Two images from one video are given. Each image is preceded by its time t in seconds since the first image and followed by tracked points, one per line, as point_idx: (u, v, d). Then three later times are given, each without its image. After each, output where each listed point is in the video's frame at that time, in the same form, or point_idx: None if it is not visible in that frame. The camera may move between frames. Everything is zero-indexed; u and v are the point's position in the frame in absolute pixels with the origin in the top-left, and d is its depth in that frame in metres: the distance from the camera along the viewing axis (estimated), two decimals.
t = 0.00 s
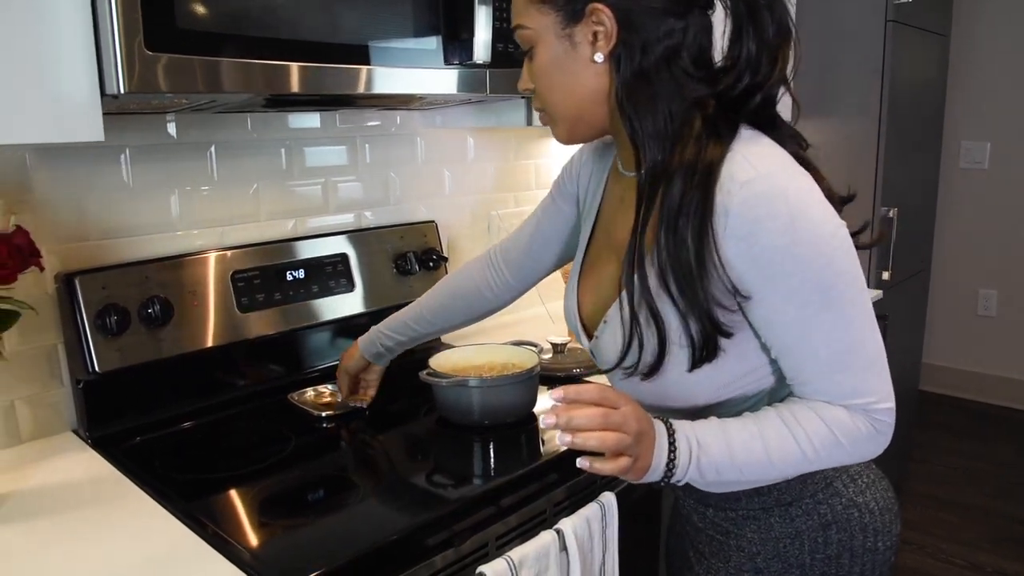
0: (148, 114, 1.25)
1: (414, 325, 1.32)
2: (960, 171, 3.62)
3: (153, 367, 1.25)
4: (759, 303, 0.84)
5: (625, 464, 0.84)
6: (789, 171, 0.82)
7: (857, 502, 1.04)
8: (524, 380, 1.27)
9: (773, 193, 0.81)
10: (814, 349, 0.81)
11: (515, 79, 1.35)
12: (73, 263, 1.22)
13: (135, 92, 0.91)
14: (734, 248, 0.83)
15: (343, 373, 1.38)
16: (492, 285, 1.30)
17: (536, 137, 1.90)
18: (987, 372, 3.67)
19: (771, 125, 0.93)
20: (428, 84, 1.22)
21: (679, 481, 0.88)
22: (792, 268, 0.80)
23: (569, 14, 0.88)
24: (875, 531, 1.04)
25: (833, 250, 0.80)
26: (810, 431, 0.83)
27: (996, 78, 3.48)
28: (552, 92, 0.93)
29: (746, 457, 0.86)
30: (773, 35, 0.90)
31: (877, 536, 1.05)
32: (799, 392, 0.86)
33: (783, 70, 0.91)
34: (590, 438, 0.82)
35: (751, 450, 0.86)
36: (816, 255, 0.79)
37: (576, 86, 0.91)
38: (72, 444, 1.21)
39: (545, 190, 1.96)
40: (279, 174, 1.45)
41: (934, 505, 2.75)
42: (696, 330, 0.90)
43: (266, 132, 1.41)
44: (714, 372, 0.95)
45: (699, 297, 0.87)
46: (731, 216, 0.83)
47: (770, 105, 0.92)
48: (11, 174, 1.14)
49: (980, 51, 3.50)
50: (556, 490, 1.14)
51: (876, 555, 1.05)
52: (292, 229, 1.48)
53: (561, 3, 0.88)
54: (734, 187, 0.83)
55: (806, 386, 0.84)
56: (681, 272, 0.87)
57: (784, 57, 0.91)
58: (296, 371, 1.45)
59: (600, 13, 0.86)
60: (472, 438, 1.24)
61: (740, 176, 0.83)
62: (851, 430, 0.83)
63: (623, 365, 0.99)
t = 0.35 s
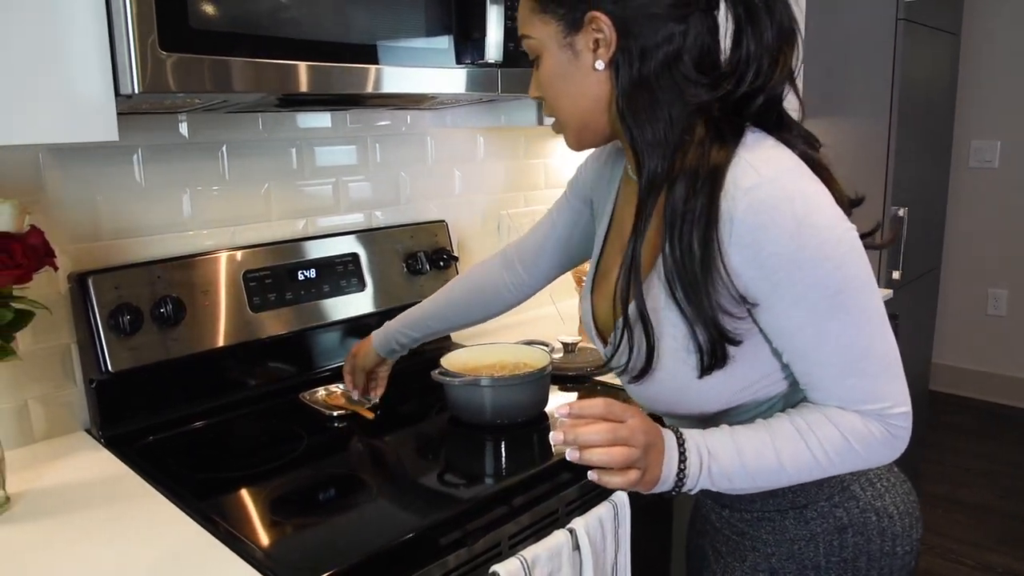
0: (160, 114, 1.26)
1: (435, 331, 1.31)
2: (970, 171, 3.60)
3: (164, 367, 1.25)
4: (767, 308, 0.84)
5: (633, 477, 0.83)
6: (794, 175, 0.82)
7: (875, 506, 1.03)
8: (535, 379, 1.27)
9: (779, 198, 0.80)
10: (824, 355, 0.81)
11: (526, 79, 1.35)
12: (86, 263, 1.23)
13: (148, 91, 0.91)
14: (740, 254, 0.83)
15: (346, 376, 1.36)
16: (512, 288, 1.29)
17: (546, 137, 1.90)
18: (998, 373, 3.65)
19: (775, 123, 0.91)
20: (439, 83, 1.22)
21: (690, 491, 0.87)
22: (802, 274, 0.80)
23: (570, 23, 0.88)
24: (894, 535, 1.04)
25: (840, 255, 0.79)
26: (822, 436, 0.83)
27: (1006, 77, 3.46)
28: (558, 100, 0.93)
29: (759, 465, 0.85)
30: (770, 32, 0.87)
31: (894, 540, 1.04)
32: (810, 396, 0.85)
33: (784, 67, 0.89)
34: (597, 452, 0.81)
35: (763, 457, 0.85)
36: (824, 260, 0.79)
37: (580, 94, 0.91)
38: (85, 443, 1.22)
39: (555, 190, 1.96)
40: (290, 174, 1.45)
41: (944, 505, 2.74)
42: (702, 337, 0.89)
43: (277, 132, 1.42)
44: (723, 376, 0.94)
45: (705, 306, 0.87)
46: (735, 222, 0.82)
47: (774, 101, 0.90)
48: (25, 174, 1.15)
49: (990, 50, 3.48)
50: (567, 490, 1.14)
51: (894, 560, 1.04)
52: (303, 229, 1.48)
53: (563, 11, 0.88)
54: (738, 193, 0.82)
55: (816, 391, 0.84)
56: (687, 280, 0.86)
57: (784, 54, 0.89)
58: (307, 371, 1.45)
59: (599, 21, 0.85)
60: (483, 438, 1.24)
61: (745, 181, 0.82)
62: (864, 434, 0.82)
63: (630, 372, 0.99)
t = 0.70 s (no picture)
0: (164, 112, 1.25)
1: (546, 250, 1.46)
2: (976, 171, 3.58)
3: (168, 366, 1.25)
4: (777, 300, 0.85)
5: (622, 437, 0.87)
6: (818, 174, 0.82)
7: (885, 498, 1.04)
8: (540, 380, 1.26)
9: (797, 194, 0.81)
10: (827, 351, 0.82)
11: (532, 78, 1.34)
12: (90, 262, 1.22)
13: (152, 90, 0.91)
14: (752, 246, 0.84)
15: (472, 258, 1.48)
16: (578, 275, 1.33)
17: (551, 136, 1.89)
18: (1004, 373, 3.63)
19: (803, 109, 0.89)
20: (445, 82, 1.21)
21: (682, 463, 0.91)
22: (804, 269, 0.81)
23: (610, 25, 0.90)
24: (903, 527, 1.04)
25: (851, 256, 0.79)
26: (817, 428, 0.85)
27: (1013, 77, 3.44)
28: (611, 95, 0.97)
29: (753, 449, 0.87)
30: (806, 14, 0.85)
31: (903, 531, 1.04)
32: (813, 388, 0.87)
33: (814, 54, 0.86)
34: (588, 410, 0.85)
35: (757, 440, 0.87)
36: (831, 258, 0.79)
37: (626, 90, 0.94)
38: (89, 443, 1.21)
39: (561, 190, 1.95)
40: (294, 173, 1.44)
41: (949, 506, 2.72)
42: (711, 322, 0.91)
43: (281, 131, 1.41)
44: (732, 356, 0.95)
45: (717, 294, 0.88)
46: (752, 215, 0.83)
47: (799, 90, 0.88)
48: (29, 173, 1.14)
49: (998, 50, 3.46)
50: (572, 491, 1.13)
51: (902, 552, 1.05)
52: (308, 228, 1.47)
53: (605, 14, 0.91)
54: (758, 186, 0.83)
55: (820, 385, 0.85)
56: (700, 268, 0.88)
57: (816, 41, 0.86)
58: (312, 371, 1.44)
59: (634, 23, 0.87)
60: (488, 439, 1.23)
61: (767, 176, 0.83)
62: (858, 433, 0.83)
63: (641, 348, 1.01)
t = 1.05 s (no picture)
0: (162, 109, 1.24)
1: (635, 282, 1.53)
2: (979, 172, 3.57)
3: (165, 365, 1.24)
4: (821, 264, 0.93)
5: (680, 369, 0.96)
6: (865, 150, 0.91)
7: (899, 480, 1.08)
8: (540, 381, 1.25)
9: (848, 168, 0.90)
10: (867, 309, 0.90)
11: (534, 76, 1.33)
12: (87, 260, 1.21)
13: (149, 85, 0.90)
14: (803, 212, 0.92)
15: (563, 311, 1.55)
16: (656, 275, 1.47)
17: (553, 135, 1.88)
18: (1006, 375, 3.62)
19: (853, 105, 0.98)
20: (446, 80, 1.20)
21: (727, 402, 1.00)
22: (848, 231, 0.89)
23: (682, 29, 1.00)
24: (912, 509, 1.08)
25: (892, 221, 0.88)
26: (852, 378, 0.93)
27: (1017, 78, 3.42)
28: (677, 94, 1.06)
29: (793, 396, 0.96)
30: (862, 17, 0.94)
31: (913, 513, 1.08)
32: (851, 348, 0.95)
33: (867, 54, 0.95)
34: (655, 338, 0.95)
35: (797, 387, 0.96)
36: (873, 224, 0.88)
37: (694, 88, 1.03)
38: (85, 442, 1.21)
39: (562, 188, 1.94)
40: (295, 170, 1.43)
41: (950, 509, 2.71)
42: (765, 286, 1.00)
43: (281, 128, 1.40)
44: (777, 322, 1.04)
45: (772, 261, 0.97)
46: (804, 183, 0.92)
47: (850, 85, 0.97)
48: (26, 168, 1.13)
49: (1002, 51, 3.45)
50: (572, 493, 1.12)
51: (911, 532, 1.09)
52: (307, 226, 1.46)
53: (676, 19, 1.01)
54: (811, 159, 0.92)
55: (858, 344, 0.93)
56: (756, 236, 0.97)
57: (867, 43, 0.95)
58: (311, 369, 1.43)
59: (706, 26, 0.97)
60: (488, 439, 1.22)
61: (820, 152, 0.92)
62: (891, 387, 0.91)
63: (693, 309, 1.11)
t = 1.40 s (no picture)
0: (158, 105, 1.23)
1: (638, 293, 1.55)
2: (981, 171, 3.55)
3: (161, 364, 1.23)
4: (880, 247, 0.99)
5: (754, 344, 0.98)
6: (929, 147, 0.99)
7: (918, 468, 1.15)
8: (539, 380, 1.24)
9: (913, 159, 0.97)
10: (917, 292, 0.97)
11: (533, 73, 1.31)
12: (82, 257, 1.20)
13: (144, 82, 0.89)
14: (870, 195, 0.99)
15: (567, 314, 1.55)
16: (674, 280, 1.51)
17: (552, 132, 1.87)
18: (1006, 375, 3.61)
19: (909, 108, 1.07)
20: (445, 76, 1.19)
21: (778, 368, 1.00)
22: (909, 218, 0.96)
23: (772, 12, 1.02)
24: (929, 495, 1.16)
25: (947, 214, 0.96)
26: (900, 361, 0.98)
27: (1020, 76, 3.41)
28: (746, 78, 1.08)
29: (847, 367, 0.99)
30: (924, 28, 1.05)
31: (929, 499, 1.16)
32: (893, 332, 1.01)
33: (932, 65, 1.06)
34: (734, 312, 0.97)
35: (851, 357, 0.99)
36: (932, 213, 0.96)
37: (771, 71, 1.06)
38: (81, 441, 1.20)
39: (562, 186, 1.93)
40: (293, 167, 1.42)
41: (952, 509, 2.69)
42: (823, 266, 1.05)
43: (279, 125, 1.39)
44: (828, 303, 1.09)
45: (836, 240, 1.02)
46: (872, 169, 0.99)
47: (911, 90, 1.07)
48: (20, 164, 1.12)
49: (1005, 49, 3.43)
50: (571, 493, 1.11)
51: (927, 518, 1.17)
52: (305, 224, 1.46)
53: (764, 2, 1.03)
54: (879, 149, 0.99)
55: (902, 328, 1.00)
56: (821, 215, 1.03)
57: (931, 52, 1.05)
58: (309, 368, 1.43)
59: (801, 10, 1.01)
60: (486, 439, 1.21)
61: (886, 142, 0.99)
62: (932, 371, 0.98)
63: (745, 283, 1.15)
